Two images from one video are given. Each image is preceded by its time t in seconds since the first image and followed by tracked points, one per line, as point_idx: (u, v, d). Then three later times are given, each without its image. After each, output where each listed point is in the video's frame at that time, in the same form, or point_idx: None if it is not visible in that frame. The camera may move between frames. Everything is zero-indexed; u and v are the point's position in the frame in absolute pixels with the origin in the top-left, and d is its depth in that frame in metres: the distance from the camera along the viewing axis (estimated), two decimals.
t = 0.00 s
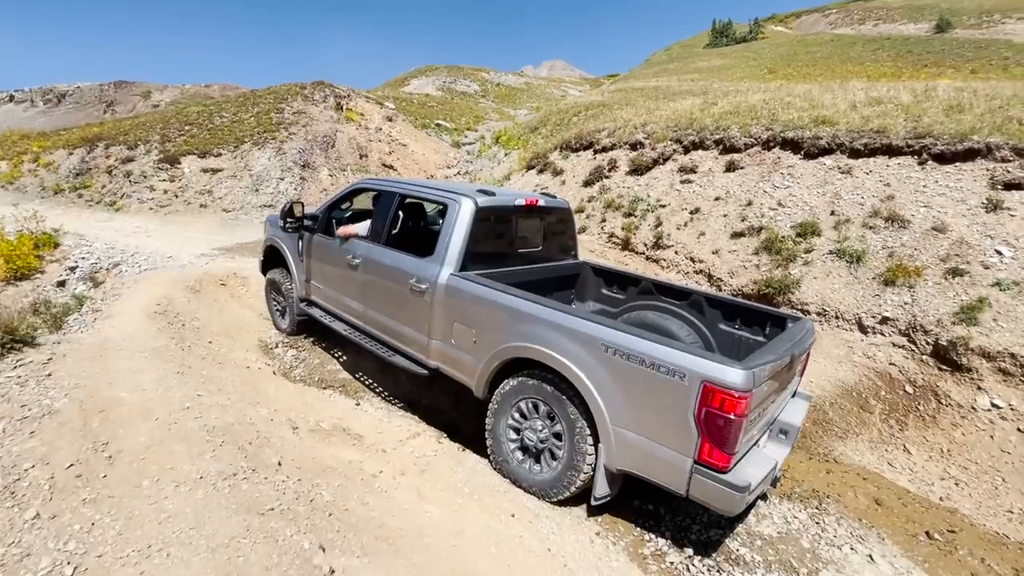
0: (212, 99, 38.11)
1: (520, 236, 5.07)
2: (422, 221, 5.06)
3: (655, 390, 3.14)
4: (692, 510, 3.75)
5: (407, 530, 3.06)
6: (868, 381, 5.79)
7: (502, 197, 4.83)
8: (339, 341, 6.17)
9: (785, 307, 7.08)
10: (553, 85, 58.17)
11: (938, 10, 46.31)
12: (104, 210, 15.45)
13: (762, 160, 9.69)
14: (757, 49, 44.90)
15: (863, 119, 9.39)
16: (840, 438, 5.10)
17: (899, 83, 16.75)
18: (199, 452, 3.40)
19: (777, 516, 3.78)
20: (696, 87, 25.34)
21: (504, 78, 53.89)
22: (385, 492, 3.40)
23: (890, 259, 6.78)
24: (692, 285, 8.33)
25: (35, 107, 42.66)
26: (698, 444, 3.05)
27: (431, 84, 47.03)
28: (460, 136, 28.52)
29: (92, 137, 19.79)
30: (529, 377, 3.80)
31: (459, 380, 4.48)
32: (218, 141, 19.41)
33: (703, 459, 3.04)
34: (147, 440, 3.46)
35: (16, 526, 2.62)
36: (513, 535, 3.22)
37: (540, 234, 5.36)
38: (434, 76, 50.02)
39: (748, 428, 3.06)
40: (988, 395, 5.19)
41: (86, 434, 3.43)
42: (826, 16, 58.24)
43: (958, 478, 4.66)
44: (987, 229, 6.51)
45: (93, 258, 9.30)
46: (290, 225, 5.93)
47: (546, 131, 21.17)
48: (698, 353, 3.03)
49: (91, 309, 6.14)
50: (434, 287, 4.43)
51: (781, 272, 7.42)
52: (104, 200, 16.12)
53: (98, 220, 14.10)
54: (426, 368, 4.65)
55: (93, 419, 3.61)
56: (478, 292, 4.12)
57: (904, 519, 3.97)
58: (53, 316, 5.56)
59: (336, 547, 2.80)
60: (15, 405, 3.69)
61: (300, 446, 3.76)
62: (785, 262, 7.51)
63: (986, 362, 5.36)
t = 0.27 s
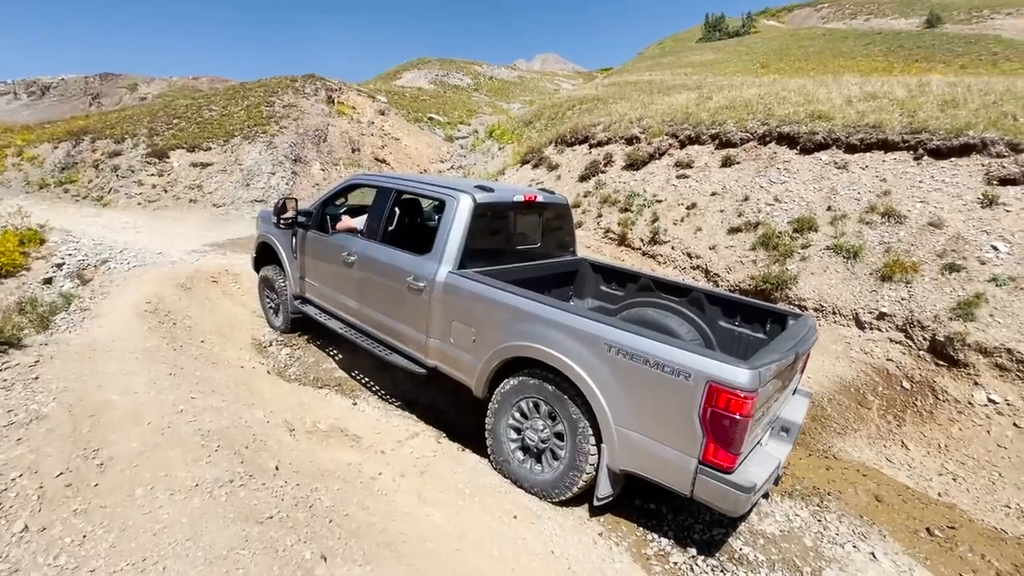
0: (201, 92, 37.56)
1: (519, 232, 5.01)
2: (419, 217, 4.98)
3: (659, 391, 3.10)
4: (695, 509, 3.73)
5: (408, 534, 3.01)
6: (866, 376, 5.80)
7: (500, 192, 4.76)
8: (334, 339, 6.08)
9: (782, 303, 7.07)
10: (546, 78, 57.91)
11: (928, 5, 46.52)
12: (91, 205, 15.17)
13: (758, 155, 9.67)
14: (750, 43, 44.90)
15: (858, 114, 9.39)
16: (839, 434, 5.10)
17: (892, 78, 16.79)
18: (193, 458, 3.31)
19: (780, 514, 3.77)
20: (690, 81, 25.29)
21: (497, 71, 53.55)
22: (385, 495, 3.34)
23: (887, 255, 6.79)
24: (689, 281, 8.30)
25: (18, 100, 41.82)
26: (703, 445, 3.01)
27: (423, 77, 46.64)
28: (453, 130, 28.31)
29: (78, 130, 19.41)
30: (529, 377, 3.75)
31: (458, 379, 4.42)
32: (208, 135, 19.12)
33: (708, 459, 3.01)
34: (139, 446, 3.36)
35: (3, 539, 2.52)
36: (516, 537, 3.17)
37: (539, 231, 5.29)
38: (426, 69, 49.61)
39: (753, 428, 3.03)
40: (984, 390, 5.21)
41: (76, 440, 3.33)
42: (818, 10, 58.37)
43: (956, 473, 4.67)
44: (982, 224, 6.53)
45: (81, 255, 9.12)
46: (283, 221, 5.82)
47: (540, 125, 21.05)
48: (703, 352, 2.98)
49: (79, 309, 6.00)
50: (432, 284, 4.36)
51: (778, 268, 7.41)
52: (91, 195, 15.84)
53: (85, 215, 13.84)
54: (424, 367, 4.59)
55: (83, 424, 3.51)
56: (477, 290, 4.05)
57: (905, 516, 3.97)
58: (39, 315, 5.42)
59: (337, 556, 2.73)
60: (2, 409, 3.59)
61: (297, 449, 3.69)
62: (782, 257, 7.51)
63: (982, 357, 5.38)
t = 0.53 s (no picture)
0: (191, 86, 37.12)
1: (518, 230, 4.96)
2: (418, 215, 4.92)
3: (664, 391, 3.07)
4: (697, 509, 3.72)
5: (412, 539, 2.97)
6: (864, 374, 5.81)
7: (500, 190, 4.71)
8: (331, 338, 6.02)
9: (780, 301, 7.08)
10: (540, 74, 57.70)
11: (920, 2, 46.75)
12: (80, 201, 14.94)
13: (755, 152, 9.66)
14: (744, 39, 44.93)
15: (855, 111, 9.41)
16: (838, 432, 5.11)
17: (886, 74, 16.84)
18: (192, 464, 3.25)
19: (782, 514, 3.77)
20: (685, 77, 25.28)
21: (491, 66, 53.29)
22: (387, 499, 3.29)
23: (884, 252, 6.80)
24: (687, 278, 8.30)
25: (4, 94, 41.11)
26: (708, 446, 2.99)
27: (417, 72, 46.33)
28: (447, 126, 28.15)
29: (66, 125, 19.09)
30: (531, 377, 3.72)
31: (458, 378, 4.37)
32: (199, 130, 18.87)
33: (713, 460, 2.99)
34: (136, 452, 3.30)
35: None
36: (520, 540, 3.14)
37: (538, 229, 5.25)
38: (419, 64, 49.26)
39: (758, 428, 3.01)
40: (981, 387, 5.23)
41: (70, 447, 3.25)
42: (810, 7, 58.55)
43: (954, 470, 4.70)
44: (979, 222, 6.56)
45: (71, 252, 8.97)
46: (279, 219, 5.73)
47: (535, 120, 20.96)
48: (708, 352, 2.96)
49: (70, 308, 5.89)
50: (431, 284, 4.30)
51: (776, 265, 7.42)
52: (80, 191, 15.60)
53: (74, 212, 13.63)
54: (423, 366, 4.54)
55: (78, 429, 3.44)
56: (478, 289, 4.01)
57: (905, 514, 3.98)
58: (29, 316, 5.32)
59: (342, 563, 2.69)
60: None
61: (297, 452, 3.64)
62: (780, 255, 7.52)
63: (979, 355, 5.41)
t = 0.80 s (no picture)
0: (184, 83, 36.82)
1: (521, 232, 4.95)
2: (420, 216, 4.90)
3: (671, 395, 3.07)
4: (702, 510, 3.73)
5: (421, 544, 2.96)
6: (864, 374, 5.84)
7: (503, 191, 4.69)
8: (331, 338, 5.99)
9: (780, 301, 7.11)
10: (535, 71, 57.57)
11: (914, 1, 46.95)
12: (74, 200, 14.80)
13: (754, 151, 9.68)
14: (740, 37, 45.00)
15: (853, 111, 9.44)
16: (839, 432, 5.14)
17: (882, 73, 16.89)
18: (200, 470, 3.22)
19: (786, 514, 3.79)
20: (681, 75, 25.29)
21: (487, 64, 53.10)
22: (394, 503, 3.29)
23: (884, 252, 6.83)
24: (687, 277, 8.32)
25: None
26: (716, 449, 3.00)
27: (412, 69, 46.13)
28: (444, 123, 28.06)
29: (58, 123, 18.89)
30: (536, 379, 3.71)
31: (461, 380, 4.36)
32: (194, 128, 18.72)
33: (720, 463, 3.00)
34: (143, 458, 3.27)
35: (6, 563, 2.42)
36: (528, 543, 3.13)
37: (540, 229, 5.24)
38: (415, 62, 49.05)
39: (765, 431, 3.02)
40: (980, 386, 5.27)
41: (76, 453, 3.22)
42: (806, 5, 58.68)
43: (953, 470, 4.73)
44: (977, 222, 6.60)
45: (66, 252, 8.88)
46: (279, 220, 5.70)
47: (533, 119, 20.93)
48: (716, 356, 2.96)
49: (68, 310, 5.84)
50: (434, 285, 4.29)
51: (776, 265, 7.44)
52: (74, 190, 15.46)
53: (69, 210, 13.50)
54: (426, 368, 4.52)
55: (83, 435, 3.41)
56: (482, 291, 3.99)
57: (908, 514, 4.01)
58: (27, 318, 5.26)
59: (354, 571, 2.68)
60: None
61: (302, 456, 3.63)
62: (780, 254, 7.54)
63: (978, 354, 5.44)
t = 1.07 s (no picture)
0: (180, 81, 36.64)
1: (524, 232, 4.97)
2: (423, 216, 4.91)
3: (675, 395, 3.09)
4: (704, 509, 3.76)
5: (430, 544, 2.97)
6: (864, 373, 5.88)
7: (506, 192, 4.70)
8: (333, 339, 5.99)
9: (780, 300, 7.14)
10: (533, 70, 57.52)
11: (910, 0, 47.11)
12: (71, 199, 14.74)
13: (753, 151, 9.71)
14: (737, 36, 45.08)
15: (852, 111, 9.47)
16: (840, 431, 5.18)
17: (879, 73, 16.95)
18: (209, 472, 3.23)
19: (788, 513, 3.82)
20: (680, 74, 25.33)
21: (484, 62, 53.02)
22: (401, 503, 3.30)
23: (883, 252, 6.87)
24: (687, 277, 8.35)
25: None
26: (720, 448, 3.02)
27: (410, 68, 46.04)
28: (442, 122, 28.02)
29: (54, 121, 18.78)
30: (541, 379, 3.72)
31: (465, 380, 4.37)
32: (191, 127, 18.65)
33: (725, 462, 3.02)
34: (151, 459, 3.27)
35: (20, 565, 2.42)
36: (534, 543, 3.15)
37: (543, 230, 5.25)
38: (412, 60, 48.94)
39: (769, 431, 3.04)
40: (979, 385, 5.32)
41: (84, 455, 3.22)
42: (802, 4, 58.79)
43: (952, 468, 4.77)
44: (975, 222, 6.65)
45: (64, 252, 8.83)
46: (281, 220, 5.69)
47: (531, 118, 20.93)
48: (721, 356, 2.98)
49: (70, 310, 5.82)
50: (438, 286, 4.30)
51: (775, 265, 7.48)
52: (71, 188, 15.40)
53: (66, 210, 13.44)
54: (429, 368, 4.53)
55: (90, 437, 3.41)
56: (486, 292, 4.00)
57: (908, 512, 4.04)
58: (29, 319, 5.25)
59: (365, 571, 2.70)
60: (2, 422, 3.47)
61: (309, 456, 3.64)
62: (779, 254, 7.57)
63: (977, 354, 5.49)
